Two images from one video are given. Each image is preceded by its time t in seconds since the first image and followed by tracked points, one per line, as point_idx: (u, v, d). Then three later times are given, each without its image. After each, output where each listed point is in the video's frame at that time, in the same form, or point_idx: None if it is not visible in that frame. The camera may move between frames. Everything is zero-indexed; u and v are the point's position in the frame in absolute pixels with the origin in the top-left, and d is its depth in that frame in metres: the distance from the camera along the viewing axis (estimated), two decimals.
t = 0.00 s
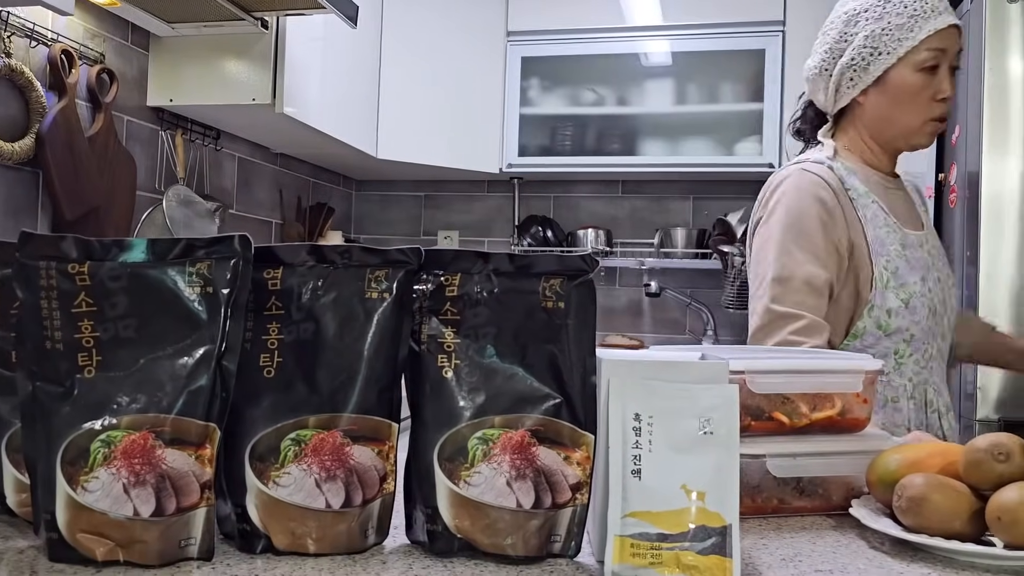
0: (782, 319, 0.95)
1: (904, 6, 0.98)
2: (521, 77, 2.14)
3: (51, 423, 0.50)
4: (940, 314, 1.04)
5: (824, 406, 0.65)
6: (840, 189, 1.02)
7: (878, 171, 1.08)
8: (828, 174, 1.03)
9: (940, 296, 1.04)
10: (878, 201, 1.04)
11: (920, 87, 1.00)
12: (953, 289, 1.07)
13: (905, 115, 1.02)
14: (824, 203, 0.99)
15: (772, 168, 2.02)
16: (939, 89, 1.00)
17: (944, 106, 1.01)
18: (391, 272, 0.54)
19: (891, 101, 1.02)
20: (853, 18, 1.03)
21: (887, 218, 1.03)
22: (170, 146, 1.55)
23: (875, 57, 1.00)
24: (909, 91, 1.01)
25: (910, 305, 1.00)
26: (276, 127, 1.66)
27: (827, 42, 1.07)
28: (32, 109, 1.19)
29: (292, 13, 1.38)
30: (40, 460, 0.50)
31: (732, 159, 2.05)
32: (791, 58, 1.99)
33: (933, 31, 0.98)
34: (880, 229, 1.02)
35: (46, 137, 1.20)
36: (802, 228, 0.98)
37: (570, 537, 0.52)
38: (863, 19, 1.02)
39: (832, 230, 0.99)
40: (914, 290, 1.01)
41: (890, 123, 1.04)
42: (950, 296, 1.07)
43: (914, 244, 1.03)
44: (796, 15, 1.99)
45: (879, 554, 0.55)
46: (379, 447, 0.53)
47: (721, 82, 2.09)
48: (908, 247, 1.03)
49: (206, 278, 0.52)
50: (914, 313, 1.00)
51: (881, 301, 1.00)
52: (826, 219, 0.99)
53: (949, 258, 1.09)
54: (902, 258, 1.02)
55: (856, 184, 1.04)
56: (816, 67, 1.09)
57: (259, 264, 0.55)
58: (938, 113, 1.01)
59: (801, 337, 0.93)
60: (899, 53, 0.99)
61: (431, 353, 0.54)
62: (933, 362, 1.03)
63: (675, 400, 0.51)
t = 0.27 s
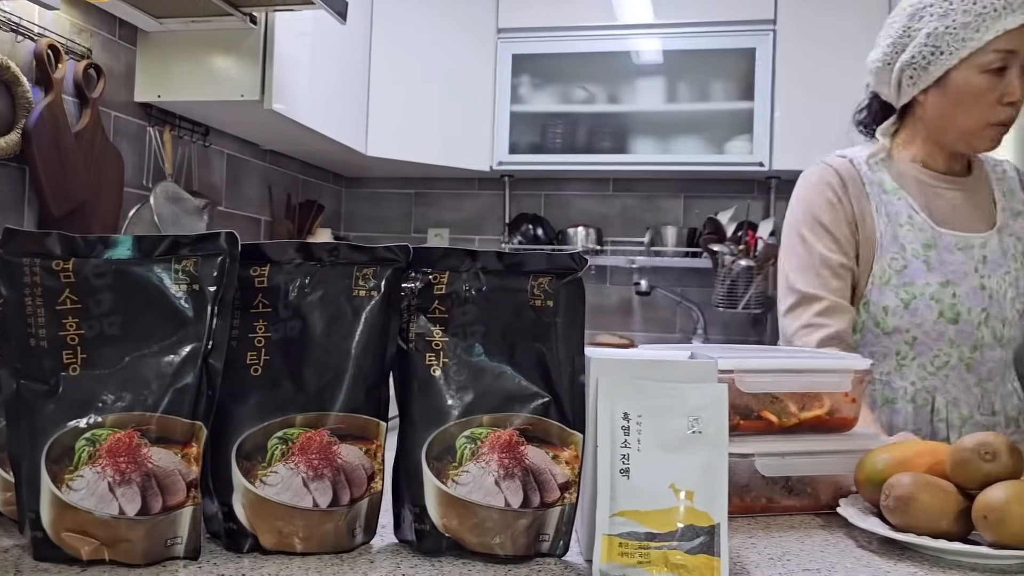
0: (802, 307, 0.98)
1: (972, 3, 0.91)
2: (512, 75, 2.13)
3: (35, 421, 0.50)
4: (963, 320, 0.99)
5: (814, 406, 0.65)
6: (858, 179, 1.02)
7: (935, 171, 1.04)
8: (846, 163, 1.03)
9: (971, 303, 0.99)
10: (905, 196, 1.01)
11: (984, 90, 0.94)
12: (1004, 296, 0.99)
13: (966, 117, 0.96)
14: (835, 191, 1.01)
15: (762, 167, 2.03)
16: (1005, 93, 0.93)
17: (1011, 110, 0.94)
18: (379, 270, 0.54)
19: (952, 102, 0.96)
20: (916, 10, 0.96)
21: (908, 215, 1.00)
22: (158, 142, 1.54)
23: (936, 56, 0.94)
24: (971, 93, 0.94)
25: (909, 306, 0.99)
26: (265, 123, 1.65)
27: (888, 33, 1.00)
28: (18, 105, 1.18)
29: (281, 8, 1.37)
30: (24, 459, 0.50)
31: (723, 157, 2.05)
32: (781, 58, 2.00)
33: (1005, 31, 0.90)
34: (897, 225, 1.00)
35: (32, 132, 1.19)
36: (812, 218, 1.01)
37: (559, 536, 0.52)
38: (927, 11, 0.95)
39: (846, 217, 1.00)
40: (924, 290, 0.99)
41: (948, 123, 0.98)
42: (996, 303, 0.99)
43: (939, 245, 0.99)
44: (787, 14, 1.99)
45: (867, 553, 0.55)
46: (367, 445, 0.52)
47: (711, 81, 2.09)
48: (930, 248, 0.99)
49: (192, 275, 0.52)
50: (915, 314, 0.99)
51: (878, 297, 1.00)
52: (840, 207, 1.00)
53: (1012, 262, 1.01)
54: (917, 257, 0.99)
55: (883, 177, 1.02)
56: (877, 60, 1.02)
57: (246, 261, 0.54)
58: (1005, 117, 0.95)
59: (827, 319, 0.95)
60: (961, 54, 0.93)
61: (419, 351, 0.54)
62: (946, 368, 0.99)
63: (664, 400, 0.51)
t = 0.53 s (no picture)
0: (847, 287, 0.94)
1: (1003, 13, 0.80)
2: (505, 73, 2.13)
3: (35, 422, 0.49)
4: (979, 324, 1.00)
5: (811, 406, 0.65)
6: (894, 168, 1.00)
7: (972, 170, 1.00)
8: (882, 153, 1.02)
9: (991, 309, 1.00)
10: (942, 193, 1.00)
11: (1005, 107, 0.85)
12: None
13: (983, 131, 0.90)
14: (872, 177, 0.99)
15: (755, 166, 2.04)
16: None
17: None
18: (380, 270, 0.54)
19: (972, 113, 0.90)
20: (960, 11, 0.86)
21: (939, 212, 1.00)
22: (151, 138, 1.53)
23: (960, 65, 0.86)
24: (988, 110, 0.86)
25: (920, 302, 1.01)
26: (258, 120, 1.65)
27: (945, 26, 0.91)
28: (11, 101, 1.14)
29: (276, 6, 1.36)
30: (24, 459, 0.49)
31: (716, 156, 2.06)
32: (773, 57, 2.01)
33: None
34: (926, 221, 1.00)
35: (26, 128, 1.18)
36: (853, 200, 0.98)
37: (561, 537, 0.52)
38: (967, 14, 0.85)
39: (881, 204, 0.99)
40: (937, 289, 1.00)
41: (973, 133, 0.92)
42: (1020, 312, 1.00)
43: (964, 246, 1.00)
44: (779, 14, 2.00)
45: (865, 553, 0.56)
46: (369, 446, 0.52)
47: (704, 79, 2.10)
48: (954, 248, 1.00)
49: (194, 275, 0.51)
50: (924, 312, 1.01)
51: (898, 290, 1.02)
52: (875, 194, 0.99)
53: None
54: (939, 256, 1.00)
55: (922, 171, 1.00)
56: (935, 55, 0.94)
57: (246, 261, 0.54)
58: None
59: (871, 301, 0.92)
60: (980, 67, 0.84)
61: (421, 352, 0.54)
62: (949, 370, 1.02)
63: (665, 401, 0.51)
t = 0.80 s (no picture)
0: (837, 280, 0.95)
1: (960, 40, 0.83)
2: (502, 67, 2.13)
3: (34, 413, 0.49)
4: (960, 319, 1.04)
5: (809, 398, 0.66)
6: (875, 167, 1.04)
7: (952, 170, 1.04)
8: (861, 152, 1.05)
9: (971, 304, 1.03)
10: (922, 191, 1.03)
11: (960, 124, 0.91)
12: (1011, 301, 1.03)
13: (949, 141, 0.96)
14: (853, 175, 1.02)
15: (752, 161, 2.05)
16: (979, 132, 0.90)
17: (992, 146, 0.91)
18: (380, 261, 0.54)
19: (938, 125, 0.95)
20: (927, 26, 0.89)
21: (920, 210, 1.03)
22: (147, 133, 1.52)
23: (923, 80, 0.90)
24: (947, 123, 0.93)
25: (901, 298, 1.05)
26: (255, 115, 1.64)
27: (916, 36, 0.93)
28: (6, 94, 1.13)
29: None
30: (24, 450, 0.49)
31: (712, 151, 2.06)
32: (770, 52, 2.01)
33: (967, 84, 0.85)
34: (907, 219, 1.04)
35: (20, 122, 1.17)
36: (838, 196, 1.00)
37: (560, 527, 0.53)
38: (930, 33, 0.88)
39: (863, 200, 1.02)
40: (921, 285, 1.04)
41: (941, 141, 0.98)
42: (1000, 307, 1.03)
43: (945, 243, 1.03)
44: (776, 9, 2.00)
45: (862, 542, 0.56)
46: (369, 437, 0.53)
47: (701, 74, 2.10)
48: (934, 245, 1.04)
49: (194, 266, 0.51)
50: (906, 309, 1.05)
51: (881, 285, 1.06)
52: (858, 191, 1.02)
53: None
54: (919, 253, 1.04)
55: (901, 169, 1.04)
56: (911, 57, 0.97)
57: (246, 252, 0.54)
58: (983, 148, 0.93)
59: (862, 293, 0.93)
60: (937, 89, 0.88)
61: (421, 342, 0.54)
62: (931, 365, 1.06)
63: (664, 391, 0.51)
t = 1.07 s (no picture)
0: (721, 316, 1.05)
1: (863, 53, 0.89)
2: (496, 62, 2.12)
3: (16, 413, 0.48)
4: (890, 325, 1.02)
5: (802, 394, 0.65)
6: (791, 191, 1.05)
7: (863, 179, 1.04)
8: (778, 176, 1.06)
9: (898, 308, 1.02)
10: (835, 206, 1.03)
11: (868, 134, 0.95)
12: (933, 299, 1.01)
13: (855, 152, 0.99)
14: (765, 207, 1.05)
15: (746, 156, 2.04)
16: (884, 142, 0.94)
17: (897, 156, 0.95)
18: (368, 258, 0.53)
19: (846, 136, 0.99)
20: (835, 38, 0.94)
21: (837, 224, 1.03)
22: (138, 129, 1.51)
23: (831, 90, 0.96)
24: (854, 134, 0.97)
25: (834, 314, 1.03)
26: (247, 111, 1.63)
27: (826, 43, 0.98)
28: None
29: None
30: (6, 451, 0.48)
31: (708, 146, 2.05)
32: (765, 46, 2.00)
33: (874, 93, 0.89)
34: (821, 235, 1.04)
35: (9, 118, 1.16)
36: (746, 236, 1.05)
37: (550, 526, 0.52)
38: (837, 43, 0.93)
39: (773, 229, 1.05)
40: (851, 297, 1.02)
41: (847, 154, 1.01)
42: (923, 307, 1.02)
43: (865, 253, 1.02)
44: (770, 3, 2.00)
45: (855, 540, 0.56)
46: (357, 436, 0.52)
47: (696, 69, 2.10)
48: (857, 257, 1.02)
49: (178, 264, 0.51)
50: (839, 322, 1.02)
51: (807, 304, 1.04)
52: (769, 226, 1.05)
53: (942, 265, 1.02)
54: (841, 266, 1.03)
55: (816, 187, 1.04)
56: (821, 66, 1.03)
57: (232, 250, 0.53)
58: (887, 160, 0.96)
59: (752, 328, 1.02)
60: (844, 99, 0.93)
61: (410, 341, 0.53)
62: (870, 370, 1.03)
63: (656, 388, 0.51)
